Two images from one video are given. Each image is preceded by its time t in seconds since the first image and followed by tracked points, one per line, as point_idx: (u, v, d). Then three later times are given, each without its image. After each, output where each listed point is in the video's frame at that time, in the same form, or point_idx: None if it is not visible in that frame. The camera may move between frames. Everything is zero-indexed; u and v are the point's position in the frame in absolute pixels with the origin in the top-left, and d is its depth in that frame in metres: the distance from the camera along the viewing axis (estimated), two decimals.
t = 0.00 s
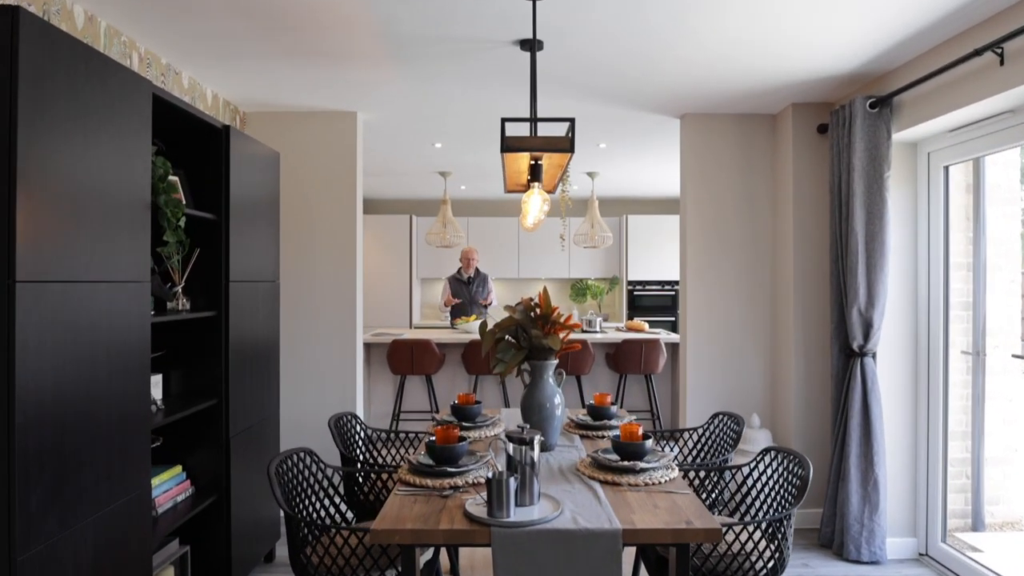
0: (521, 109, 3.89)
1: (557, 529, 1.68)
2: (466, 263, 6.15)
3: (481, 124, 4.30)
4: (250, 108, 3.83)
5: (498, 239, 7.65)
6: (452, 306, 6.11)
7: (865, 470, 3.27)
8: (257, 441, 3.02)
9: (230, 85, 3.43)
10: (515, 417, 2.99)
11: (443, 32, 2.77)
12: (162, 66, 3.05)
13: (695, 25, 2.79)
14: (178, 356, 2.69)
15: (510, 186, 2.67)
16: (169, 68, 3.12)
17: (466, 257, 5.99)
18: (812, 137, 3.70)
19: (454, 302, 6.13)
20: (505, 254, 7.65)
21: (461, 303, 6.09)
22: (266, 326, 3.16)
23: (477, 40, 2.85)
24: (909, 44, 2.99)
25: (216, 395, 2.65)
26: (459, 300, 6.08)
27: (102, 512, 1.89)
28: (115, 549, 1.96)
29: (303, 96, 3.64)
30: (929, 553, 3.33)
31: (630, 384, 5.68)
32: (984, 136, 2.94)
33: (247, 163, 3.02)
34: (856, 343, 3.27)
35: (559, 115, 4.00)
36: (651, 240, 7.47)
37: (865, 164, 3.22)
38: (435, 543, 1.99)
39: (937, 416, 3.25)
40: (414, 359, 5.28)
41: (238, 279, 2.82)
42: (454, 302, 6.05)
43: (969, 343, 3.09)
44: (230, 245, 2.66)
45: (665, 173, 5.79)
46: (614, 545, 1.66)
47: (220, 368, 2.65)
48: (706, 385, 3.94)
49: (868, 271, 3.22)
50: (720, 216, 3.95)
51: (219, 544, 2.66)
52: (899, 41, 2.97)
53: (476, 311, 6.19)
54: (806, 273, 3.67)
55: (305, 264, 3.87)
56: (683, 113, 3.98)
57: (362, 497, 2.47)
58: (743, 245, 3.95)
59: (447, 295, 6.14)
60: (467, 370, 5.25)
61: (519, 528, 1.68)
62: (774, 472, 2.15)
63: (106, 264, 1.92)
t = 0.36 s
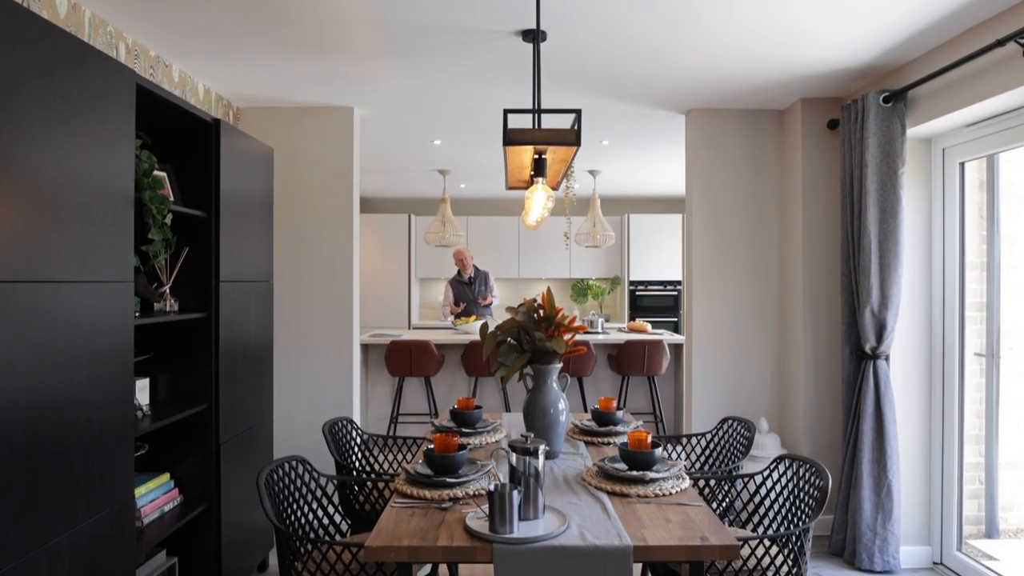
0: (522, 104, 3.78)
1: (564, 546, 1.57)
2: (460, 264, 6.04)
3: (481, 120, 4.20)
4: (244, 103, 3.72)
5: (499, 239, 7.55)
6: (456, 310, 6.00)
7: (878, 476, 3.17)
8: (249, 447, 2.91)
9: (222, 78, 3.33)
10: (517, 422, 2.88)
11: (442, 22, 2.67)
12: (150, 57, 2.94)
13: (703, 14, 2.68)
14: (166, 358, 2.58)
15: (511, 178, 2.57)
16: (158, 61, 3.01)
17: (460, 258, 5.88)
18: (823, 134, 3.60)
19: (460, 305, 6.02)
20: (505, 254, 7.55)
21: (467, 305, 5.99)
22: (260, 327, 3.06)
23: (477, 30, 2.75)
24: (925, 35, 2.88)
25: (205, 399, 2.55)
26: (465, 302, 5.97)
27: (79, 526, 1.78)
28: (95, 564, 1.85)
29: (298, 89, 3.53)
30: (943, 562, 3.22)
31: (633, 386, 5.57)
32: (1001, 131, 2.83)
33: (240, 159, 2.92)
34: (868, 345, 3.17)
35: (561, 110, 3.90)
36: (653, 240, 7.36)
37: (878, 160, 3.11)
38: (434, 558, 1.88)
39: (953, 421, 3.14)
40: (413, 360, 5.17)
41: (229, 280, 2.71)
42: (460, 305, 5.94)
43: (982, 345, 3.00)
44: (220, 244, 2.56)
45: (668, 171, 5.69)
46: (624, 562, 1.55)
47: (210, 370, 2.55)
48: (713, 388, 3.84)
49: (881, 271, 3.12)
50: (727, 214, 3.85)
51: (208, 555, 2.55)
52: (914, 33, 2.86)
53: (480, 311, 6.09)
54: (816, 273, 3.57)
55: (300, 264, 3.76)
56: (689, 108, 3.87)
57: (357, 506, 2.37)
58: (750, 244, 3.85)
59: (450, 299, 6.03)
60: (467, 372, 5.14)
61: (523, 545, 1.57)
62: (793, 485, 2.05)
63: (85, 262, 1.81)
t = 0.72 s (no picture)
0: (521, 97, 3.66)
1: (567, 568, 1.44)
2: (475, 264, 5.96)
3: (479, 114, 4.08)
4: (234, 96, 3.60)
5: (497, 238, 7.42)
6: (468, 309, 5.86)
7: (891, 483, 3.04)
8: (236, 454, 2.79)
9: (209, 70, 3.20)
10: (515, 428, 2.76)
11: (438, 8, 2.54)
12: (133, 47, 2.82)
13: None
14: (147, 362, 2.45)
15: (509, 170, 2.44)
16: (141, 49, 2.88)
17: (473, 256, 5.81)
18: (833, 128, 3.48)
19: (471, 304, 5.89)
20: (504, 253, 7.42)
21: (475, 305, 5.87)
22: (248, 329, 2.93)
23: (474, 17, 2.62)
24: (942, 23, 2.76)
25: (188, 405, 2.42)
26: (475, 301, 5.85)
27: (43, 544, 1.65)
28: None
29: (289, 82, 3.41)
30: (959, 572, 3.10)
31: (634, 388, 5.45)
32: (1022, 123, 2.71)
33: (228, 152, 2.79)
34: (882, 347, 3.05)
35: (561, 104, 3.77)
36: (654, 239, 7.24)
37: (892, 154, 2.99)
38: None
39: (970, 426, 3.01)
40: (410, 362, 5.04)
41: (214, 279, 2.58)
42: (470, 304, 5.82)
43: (998, 347, 2.87)
44: (204, 241, 2.43)
45: (671, 169, 5.56)
46: None
47: (193, 373, 2.42)
48: (719, 392, 3.71)
49: (895, 270, 3.00)
50: (733, 212, 3.73)
51: (191, 568, 2.42)
52: (931, 21, 2.74)
53: (492, 311, 5.94)
54: (825, 273, 3.45)
55: (292, 263, 3.64)
56: (694, 103, 3.75)
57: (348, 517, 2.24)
58: (757, 243, 3.72)
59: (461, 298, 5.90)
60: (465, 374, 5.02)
61: (523, 567, 1.45)
62: (818, 498, 1.94)
63: (49, 259, 1.68)
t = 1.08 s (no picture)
0: (520, 89, 3.53)
1: None
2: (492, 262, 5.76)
3: (476, 108, 3.95)
4: (221, 88, 3.46)
5: (495, 237, 7.29)
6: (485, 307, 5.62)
7: (906, 491, 2.91)
8: (221, 462, 2.65)
9: (194, 60, 3.07)
10: (513, 434, 2.62)
11: None
12: (112, 35, 2.69)
13: None
14: (123, 365, 2.32)
15: (508, 161, 2.29)
16: (120, 37, 2.75)
17: (493, 253, 5.63)
18: (843, 122, 3.35)
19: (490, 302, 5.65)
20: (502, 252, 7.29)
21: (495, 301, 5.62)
22: (234, 329, 2.80)
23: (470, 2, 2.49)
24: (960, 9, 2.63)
25: (167, 411, 2.29)
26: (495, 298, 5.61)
27: None
28: None
29: (278, 73, 3.28)
30: None
31: (636, 390, 5.32)
32: None
33: (214, 144, 2.66)
34: (896, 349, 2.92)
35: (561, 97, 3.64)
36: (656, 238, 7.11)
37: (907, 148, 2.86)
38: None
39: (988, 432, 2.88)
40: (406, 364, 4.92)
41: (196, 278, 2.45)
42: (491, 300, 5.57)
43: (1016, 349, 2.74)
44: (184, 238, 2.30)
45: (674, 165, 5.43)
46: None
47: (171, 377, 2.28)
48: (725, 395, 3.58)
49: (911, 268, 2.87)
50: (739, 208, 3.60)
51: None
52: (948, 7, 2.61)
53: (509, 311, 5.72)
54: (836, 272, 3.32)
55: (281, 262, 3.51)
56: (699, 96, 3.62)
57: (336, 531, 2.10)
58: (764, 241, 3.59)
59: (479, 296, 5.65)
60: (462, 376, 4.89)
61: None
62: (834, 514, 1.82)
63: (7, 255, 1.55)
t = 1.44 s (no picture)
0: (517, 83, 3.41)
1: None
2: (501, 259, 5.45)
3: (472, 102, 3.83)
4: (208, 81, 3.35)
5: (493, 236, 7.18)
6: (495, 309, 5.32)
7: (919, 500, 2.80)
8: (204, 470, 2.53)
9: (177, 50, 2.95)
10: (509, 441, 2.51)
11: None
12: (88, 22, 2.57)
13: None
14: (98, 369, 2.20)
15: (501, 152, 2.16)
16: (97, 25, 2.63)
17: (504, 252, 5.31)
18: (851, 116, 3.24)
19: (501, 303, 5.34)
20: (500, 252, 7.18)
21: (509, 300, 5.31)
22: (219, 331, 2.68)
23: None
24: None
25: (143, 418, 2.17)
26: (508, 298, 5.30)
27: None
28: None
29: (266, 64, 3.16)
30: None
31: (636, 392, 5.21)
32: None
33: (198, 137, 2.55)
34: (908, 352, 2.81)
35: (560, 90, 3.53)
36: (655, 236, 6.99)
37: (920, 142, 2.74)
38: None
39: (1005, 438, 2.76)
40: (400, 367, 4.80)
41: (176, 277, 2.33)
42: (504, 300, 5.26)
43: None
44: (161, 236, 2.18)
45: (674, 162, 5.31)
46: None
47: (148, 382, 2.16)
48: (729, 399, 3.46)
49: (924, 266, 2.75)
50: (743, 206, 3.48)
51: None
52: None
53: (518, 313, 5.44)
54: (844, 271, 3.20)
55: (270, 261, 3.39)
56: (702, 89, 3.51)
57: (320, 545, 1.97)
58: (770, 240, 3.48)
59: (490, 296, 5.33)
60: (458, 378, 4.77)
61: None
62: (858, 532, 1.72)
63: None
